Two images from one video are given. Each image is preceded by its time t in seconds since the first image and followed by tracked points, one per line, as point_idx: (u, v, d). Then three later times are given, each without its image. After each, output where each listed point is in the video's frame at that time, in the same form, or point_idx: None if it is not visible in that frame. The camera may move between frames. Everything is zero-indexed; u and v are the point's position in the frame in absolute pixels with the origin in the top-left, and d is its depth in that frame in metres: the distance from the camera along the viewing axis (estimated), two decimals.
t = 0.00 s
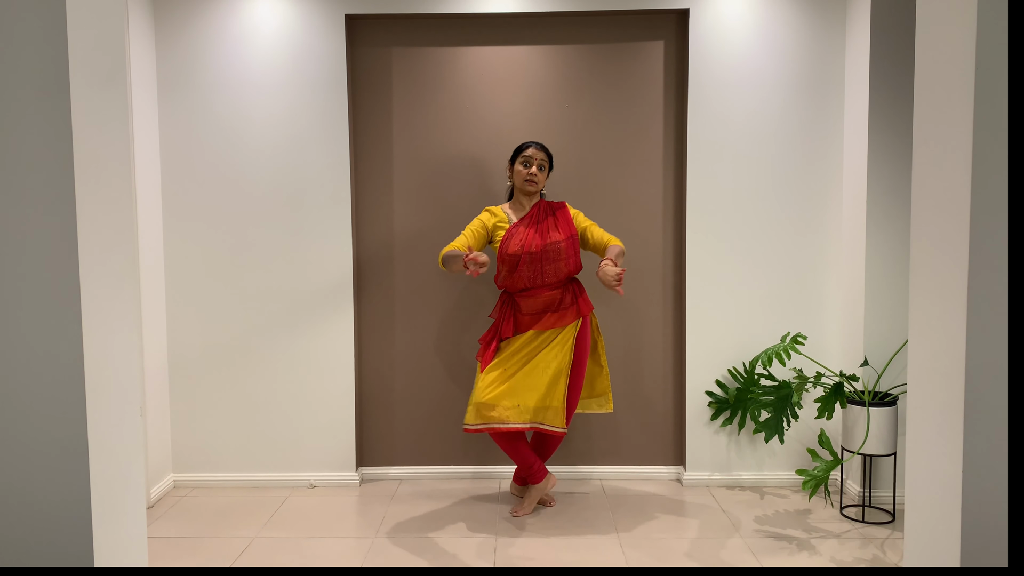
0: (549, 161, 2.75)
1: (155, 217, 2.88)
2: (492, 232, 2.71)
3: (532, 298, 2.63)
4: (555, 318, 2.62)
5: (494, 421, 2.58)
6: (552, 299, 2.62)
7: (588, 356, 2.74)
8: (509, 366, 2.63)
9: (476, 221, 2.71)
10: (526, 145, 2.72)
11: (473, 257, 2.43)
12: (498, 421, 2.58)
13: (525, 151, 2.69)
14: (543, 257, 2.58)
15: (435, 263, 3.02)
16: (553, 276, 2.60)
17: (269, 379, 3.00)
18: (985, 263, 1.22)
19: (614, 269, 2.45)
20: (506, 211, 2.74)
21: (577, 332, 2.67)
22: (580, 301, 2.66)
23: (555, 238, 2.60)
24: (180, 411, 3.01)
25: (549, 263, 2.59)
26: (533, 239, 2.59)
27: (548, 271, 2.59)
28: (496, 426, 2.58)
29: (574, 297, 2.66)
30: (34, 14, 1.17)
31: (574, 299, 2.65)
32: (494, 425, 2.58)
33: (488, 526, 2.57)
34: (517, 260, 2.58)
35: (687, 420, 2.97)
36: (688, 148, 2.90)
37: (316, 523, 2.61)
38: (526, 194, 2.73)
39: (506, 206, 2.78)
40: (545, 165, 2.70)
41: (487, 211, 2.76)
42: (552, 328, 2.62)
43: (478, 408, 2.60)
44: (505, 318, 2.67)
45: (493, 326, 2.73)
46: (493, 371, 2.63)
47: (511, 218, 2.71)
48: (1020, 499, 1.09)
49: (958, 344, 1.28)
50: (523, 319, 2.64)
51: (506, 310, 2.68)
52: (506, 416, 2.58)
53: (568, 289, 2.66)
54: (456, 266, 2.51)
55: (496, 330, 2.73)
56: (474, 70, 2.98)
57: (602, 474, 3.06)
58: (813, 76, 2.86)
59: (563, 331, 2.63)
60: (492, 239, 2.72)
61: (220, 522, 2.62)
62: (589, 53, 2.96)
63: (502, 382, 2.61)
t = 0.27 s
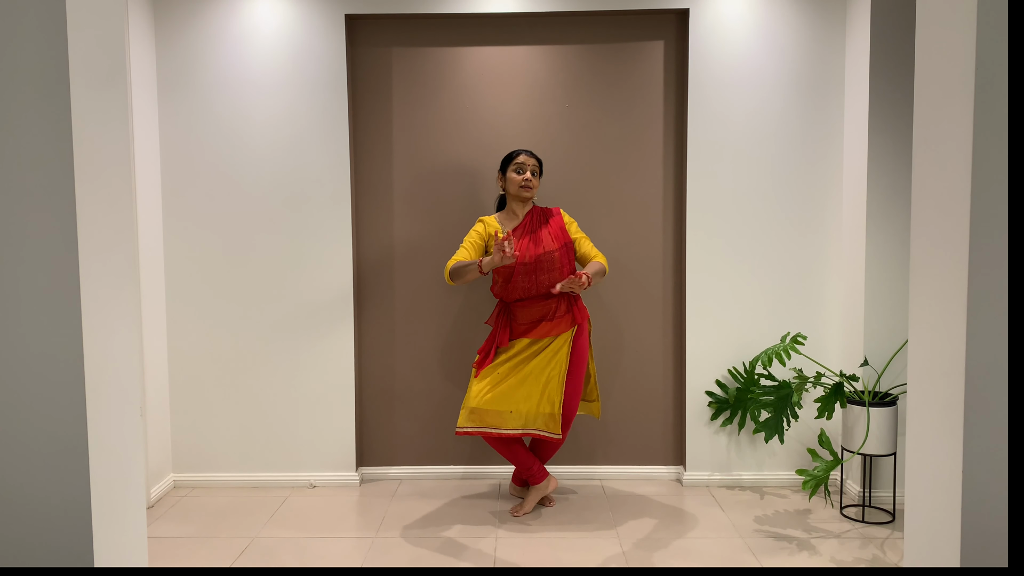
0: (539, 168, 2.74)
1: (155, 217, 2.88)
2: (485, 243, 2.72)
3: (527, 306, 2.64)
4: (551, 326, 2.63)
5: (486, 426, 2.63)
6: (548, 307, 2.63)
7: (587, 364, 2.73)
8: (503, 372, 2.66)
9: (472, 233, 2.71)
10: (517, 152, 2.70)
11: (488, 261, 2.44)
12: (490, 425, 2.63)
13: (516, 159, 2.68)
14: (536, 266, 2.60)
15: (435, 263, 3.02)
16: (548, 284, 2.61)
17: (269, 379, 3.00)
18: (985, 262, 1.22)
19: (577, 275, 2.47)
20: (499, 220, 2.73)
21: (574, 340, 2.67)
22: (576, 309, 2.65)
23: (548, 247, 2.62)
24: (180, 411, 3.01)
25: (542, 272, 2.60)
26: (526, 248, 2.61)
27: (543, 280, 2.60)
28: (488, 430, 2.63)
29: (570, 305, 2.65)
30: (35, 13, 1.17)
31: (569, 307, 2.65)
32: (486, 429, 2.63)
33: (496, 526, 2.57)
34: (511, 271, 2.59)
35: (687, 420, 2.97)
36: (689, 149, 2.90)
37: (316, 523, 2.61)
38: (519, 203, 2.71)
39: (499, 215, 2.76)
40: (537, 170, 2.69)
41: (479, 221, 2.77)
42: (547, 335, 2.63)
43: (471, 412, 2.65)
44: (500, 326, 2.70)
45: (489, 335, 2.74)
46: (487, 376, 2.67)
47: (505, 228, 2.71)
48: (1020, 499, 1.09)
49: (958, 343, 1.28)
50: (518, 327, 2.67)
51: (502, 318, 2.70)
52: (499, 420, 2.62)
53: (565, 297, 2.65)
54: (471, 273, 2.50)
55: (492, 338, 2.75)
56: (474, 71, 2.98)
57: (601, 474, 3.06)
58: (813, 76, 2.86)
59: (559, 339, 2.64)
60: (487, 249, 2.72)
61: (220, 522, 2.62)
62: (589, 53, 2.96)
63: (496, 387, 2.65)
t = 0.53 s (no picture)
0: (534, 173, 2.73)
1: (155, 217, 2.88)
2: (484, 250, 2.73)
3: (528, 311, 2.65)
4: (552, 331, 2.63)
5: (483, 424, 2.63)
6: (549, 312, 2.63)
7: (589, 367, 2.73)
8: (502, 372, 2.67)
9: (470, 242, 2.71)
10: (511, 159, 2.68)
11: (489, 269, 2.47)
12: (487, 424, 2.63)
13: (511, 166, 2.65)
14: (535, 272, 2.62)
15: (435, 263, 3.03)
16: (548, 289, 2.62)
17: (269, 379, 3.00)
18: (985, 262, 1.22)
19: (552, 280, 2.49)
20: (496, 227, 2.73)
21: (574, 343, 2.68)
22: (577, 313, 2.66)
23: (547, 254, 2.64)
24: (180, 411, 3.01)
25: (541, 278, 2.62)
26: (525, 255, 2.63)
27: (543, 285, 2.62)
28: (485, 429, 2.63)
29: (571, 309, 2.66)
30: (36, 13, 1.17)
31: (570, 311, 2.66)
32: (483, 427, 2.63)
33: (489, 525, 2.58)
34: (511, 278, 2.61)
35: (687, 420, 2.97)
36: (689, 149, 2.90)
37: (316, 523, 2.61)
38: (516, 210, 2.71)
39: (496, 222, 2.77)
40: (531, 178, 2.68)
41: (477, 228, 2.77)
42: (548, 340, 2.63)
43: (469, 410, 2.65)
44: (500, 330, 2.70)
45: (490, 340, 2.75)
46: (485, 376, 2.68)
47: (503, 235, 2.71)
48: (1020, 499, 1.09)
49: (958, 343, 1.28)
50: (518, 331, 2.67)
51: (503, 324, 2.71)
52: (496, 419, 2.63)
53: (565, 301, 2.66)
54: (473, 283, 2.52)
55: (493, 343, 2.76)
56: (474, 71, 2.98)
57: (602, 474, 3.06)
58: (814, 76, 2.86)
59: (559, 342, 2.65)
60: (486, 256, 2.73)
61: (220, 522, 2.62)
62: (589, 53, 2.96)
63: (495, 386, 2.66)
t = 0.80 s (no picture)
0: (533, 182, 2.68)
1: (155, 217, 2.89)
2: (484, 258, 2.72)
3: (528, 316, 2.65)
4: (552, 336, 2.63)
5: (481, 424, 2.63)
6: (549, 318, 2.62)
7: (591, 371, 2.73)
8: (501, 373, 2.67)
9: (469, 250, 2.70)
10: (510, 169, 2.62)
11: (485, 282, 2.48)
12: (485, 424, 2.63)
13: (509, 178, 2.61)
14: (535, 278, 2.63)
15: (435, 263, 3.03)
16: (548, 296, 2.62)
17: (269, 379, 3.01)
18: (985, 262, 1.22)
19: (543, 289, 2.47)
20: (495, 235, 2.71)
21: (574, 347, 2.67)
22: (577, 318, 2.65)
23: (547, 262, 2.65)
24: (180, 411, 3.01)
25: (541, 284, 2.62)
26: (525, 264, 2.63)
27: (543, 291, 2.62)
28: (483, 429, 2.63)
29: (572, 314, 2.65)
30: (36, 13, 1.17)
31: (571, 316, 2.65)
32: (481, 426, 2.64)
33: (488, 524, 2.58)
34: (512, 286, 2.62)
35: (687, 420, 2.97)
36: (688, 149, 2.90)
37: (316, 523, 2.61)
38: (515, 220, 2.69)
39: (495, 228, 2.74)
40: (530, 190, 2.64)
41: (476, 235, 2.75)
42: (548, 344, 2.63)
43: (467, 409, 2.65)
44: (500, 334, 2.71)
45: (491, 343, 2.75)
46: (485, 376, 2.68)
47: (502, 244, 2.70)
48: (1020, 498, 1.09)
49: (958, 343, 1.28)
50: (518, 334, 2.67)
51: (504, 329, 2.71)
52: (494, 419, 2.63)
53: (566, 305, 2.65)
54: (472, 295, 2.54)
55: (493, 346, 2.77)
56: (474, 71, 2.98)
57: (602, 474, 3.06)
58: (814, 76, 2.86)
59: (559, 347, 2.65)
60: (486, 263, 2.73)
61: (220, 522, 2.62)
62: (589, 52, 2.96)
63: (494, 386, 2.65)
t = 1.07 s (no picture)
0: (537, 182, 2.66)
1: (155, 217, 2.88)
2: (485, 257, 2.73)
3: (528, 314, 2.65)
4: (552, 335, 2.63)
5: (480, 419, 2.64)
6: (549, 316, 2.62)
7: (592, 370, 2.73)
8: (500, 370, 2.67)
9: (471, 249, 2.71)
10: (512, 170, 2.60)
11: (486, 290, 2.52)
12: (483, 420, 2.63)
13: (511, 180, 2.59)
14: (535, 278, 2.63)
15: (435, 263, 3.03)
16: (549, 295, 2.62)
17: (269, 379, 3.00)
18: (985, 262, 1.22)
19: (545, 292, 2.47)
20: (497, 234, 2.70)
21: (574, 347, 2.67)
22: (578, 317, 2.65)
23: (547, 262, 2.64)
24: (180, 411, 3.01)
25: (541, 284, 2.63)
26: (525, 265, 2.63)
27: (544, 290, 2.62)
28: (482, 425, 2.63)
29: (572, 313, 2.65)
30: (36, 13, 1.17)
31: (572, 316, 2.64)
32: (480, 422, 2.64)
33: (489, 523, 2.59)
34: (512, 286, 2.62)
35: (687, 420, 2.98)
36: (688, 149, 2.90)
37: (316, 523, 2.61)
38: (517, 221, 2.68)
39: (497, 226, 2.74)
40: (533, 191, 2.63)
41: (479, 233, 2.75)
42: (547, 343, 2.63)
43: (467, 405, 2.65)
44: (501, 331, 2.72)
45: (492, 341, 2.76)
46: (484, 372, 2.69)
47: (503, 243, 2.69)
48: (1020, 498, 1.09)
49: (958, 343, 1.28)
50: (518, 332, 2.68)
51: (505, 329, 2.71)
52: (492, 415, 2.63)
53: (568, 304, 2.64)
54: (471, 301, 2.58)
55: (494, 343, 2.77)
56: (474, 71, 2.98)
57: (602, 474, 3.06)
58: (813, 76, 2.86)
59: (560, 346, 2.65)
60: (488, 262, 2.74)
61: (220, 522, 2.62)
62: (589, 52, 2.96)
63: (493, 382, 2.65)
